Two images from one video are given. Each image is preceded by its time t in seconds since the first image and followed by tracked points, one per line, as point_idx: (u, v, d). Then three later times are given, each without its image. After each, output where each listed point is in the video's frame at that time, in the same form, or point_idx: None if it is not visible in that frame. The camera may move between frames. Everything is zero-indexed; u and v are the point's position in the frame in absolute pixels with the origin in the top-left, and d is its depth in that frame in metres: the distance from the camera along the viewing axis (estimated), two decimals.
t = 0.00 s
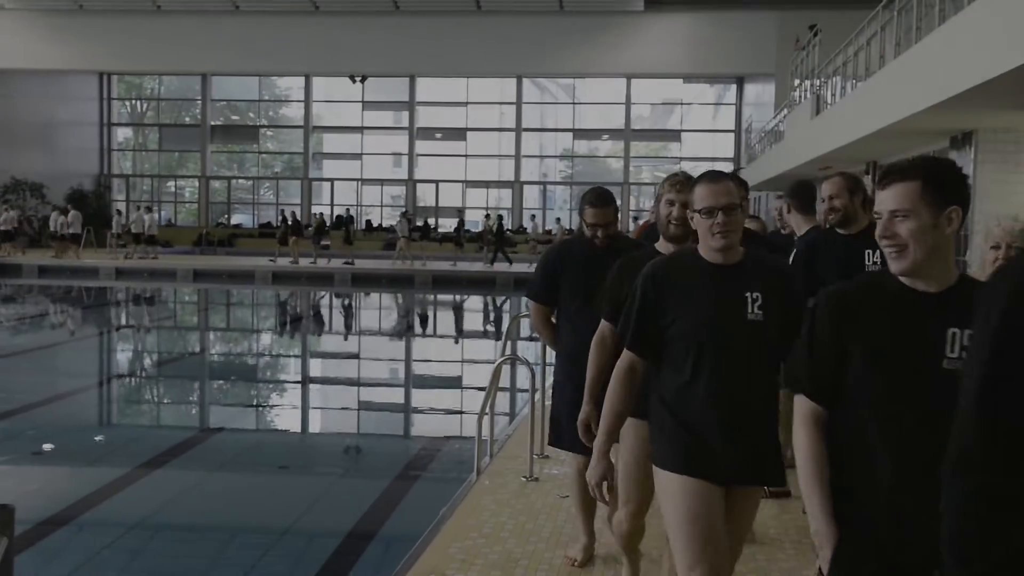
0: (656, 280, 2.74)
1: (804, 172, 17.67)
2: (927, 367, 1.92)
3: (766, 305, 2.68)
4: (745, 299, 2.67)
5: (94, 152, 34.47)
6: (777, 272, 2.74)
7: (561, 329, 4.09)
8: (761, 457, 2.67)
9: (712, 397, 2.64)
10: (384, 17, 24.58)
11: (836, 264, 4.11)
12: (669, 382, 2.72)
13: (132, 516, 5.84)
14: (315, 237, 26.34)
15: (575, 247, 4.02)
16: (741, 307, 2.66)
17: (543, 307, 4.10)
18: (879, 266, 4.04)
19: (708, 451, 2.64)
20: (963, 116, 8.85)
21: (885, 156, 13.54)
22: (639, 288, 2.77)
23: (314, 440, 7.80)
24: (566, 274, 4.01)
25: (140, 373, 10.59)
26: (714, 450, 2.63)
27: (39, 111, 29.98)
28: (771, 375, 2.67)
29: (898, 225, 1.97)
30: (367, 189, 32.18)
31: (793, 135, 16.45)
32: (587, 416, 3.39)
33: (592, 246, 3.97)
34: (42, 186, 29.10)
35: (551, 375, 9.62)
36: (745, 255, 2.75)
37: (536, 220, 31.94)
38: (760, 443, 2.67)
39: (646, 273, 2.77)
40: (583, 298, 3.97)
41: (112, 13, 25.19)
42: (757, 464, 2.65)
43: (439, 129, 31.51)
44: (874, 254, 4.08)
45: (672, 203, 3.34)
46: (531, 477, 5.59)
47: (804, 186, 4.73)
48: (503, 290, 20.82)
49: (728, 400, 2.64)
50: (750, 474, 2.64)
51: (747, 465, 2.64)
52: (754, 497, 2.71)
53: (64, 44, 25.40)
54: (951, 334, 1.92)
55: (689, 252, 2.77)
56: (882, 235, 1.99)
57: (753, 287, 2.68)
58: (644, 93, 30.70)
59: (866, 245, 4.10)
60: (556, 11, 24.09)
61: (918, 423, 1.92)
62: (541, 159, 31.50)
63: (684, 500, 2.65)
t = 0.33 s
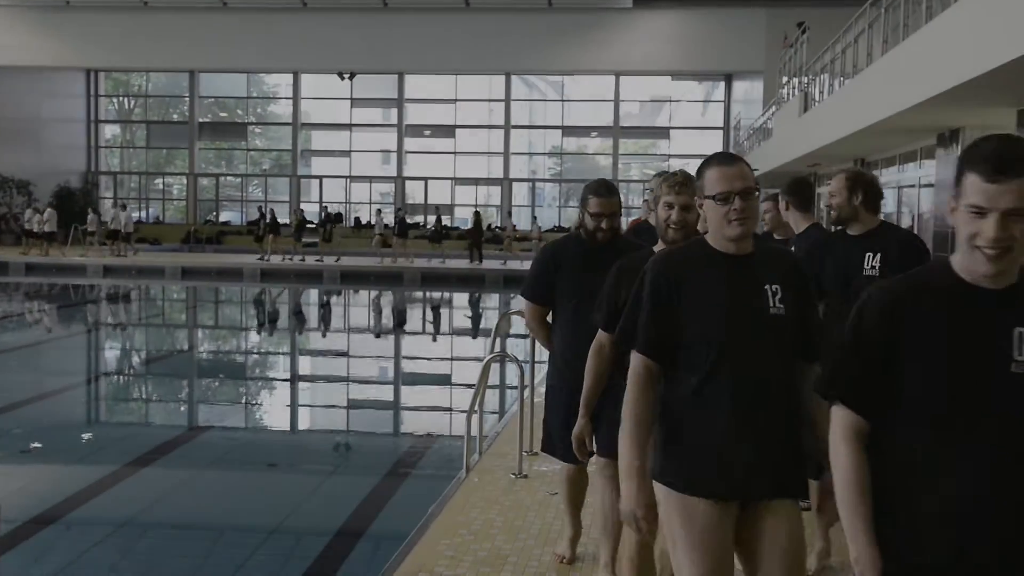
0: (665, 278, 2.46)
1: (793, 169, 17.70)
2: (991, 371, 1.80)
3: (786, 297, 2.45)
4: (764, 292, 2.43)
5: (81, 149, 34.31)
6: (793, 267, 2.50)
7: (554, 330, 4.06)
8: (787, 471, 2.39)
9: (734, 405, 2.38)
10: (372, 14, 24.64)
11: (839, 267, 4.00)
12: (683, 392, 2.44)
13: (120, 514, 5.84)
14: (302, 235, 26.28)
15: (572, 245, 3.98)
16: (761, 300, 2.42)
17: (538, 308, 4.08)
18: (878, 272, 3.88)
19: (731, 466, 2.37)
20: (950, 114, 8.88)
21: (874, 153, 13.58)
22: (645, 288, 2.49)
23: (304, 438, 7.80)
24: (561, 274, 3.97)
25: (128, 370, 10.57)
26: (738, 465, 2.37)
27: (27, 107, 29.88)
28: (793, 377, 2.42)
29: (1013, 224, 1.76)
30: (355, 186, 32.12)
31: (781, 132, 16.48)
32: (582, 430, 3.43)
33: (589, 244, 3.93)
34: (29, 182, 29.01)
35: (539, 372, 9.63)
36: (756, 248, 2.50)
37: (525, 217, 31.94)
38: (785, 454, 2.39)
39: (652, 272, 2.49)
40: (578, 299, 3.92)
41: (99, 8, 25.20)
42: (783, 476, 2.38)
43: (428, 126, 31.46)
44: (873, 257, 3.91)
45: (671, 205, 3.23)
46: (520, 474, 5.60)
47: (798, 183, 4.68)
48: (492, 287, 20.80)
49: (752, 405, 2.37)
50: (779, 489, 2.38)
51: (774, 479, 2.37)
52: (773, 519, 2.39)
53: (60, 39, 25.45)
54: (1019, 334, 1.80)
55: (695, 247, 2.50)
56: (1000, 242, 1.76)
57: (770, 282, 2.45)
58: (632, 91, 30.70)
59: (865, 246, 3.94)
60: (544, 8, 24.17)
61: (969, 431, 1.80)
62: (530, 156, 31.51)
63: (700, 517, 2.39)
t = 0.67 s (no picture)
0: (705, 273, 2.11)
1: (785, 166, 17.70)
2: None
3: (826, 313, 2.16)
4: (805, 302, 2.14)
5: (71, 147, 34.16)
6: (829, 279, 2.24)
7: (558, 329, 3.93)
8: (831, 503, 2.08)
9: (781, 427, 2.06)
10: (363, 11, 24.70)
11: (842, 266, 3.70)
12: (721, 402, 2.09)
13: (113, 514, 5.81)
14: (293, 233, 26.18)
15: (576, 242, 3.86)
16: (803, 309, 2.12)
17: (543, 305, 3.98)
18: (872, 273, 3.55)
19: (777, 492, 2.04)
20: (942, 110, 8.88)
21: (865, 151, 13.61)
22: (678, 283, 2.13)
23: (296, 436, 7.78)
24: (561, 272, 3.85)
25: (120, 369, 10.54)
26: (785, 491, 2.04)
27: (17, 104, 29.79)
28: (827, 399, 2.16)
29: None
30: (347, 184, 32.08)
31: (774, 129, 16.47)
32: (588, 447, 3.43)
33: (590, 241, 3.81)
34: (19, 179, 28.93)
35: (531, 369, 9.65)
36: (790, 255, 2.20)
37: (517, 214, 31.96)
38: (828, 484, 2.09)
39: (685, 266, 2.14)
40: (576, 298, 3.80)
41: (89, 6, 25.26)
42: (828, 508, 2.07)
43: (420, 123, 31.40)
44: (870, 256, 3.57)
45: (676, 197, 3.02)
46: (512, 471, 5.59)
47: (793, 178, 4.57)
48: (484, 285, 20.74)
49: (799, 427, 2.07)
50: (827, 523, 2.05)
51: (824, 513, 2.05)
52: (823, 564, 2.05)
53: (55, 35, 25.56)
54: None
55: (729, 247, 2.17)
56: None
57: (810, 294, 2.17)
58: (624, 88, 30.71)
59: (863, 246, 3.60)
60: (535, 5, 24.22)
61: None
62: (522, 153, 31.51)
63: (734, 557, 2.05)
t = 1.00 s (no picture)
0: (748, 280, 2.07)
1: (775, 166, 17.76)
2: None
3: (898, 316, 2.02)
4: (868, 304, 2.01)
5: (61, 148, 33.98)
6: (912, 277, 2.06)
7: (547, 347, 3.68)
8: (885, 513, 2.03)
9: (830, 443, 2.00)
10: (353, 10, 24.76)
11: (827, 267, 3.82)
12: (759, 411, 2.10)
13: (102, 513, 5.81)
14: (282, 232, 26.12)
15: (564, 251, 3.61)
16: (864, 313, 2.00)
17: (527, 320, 3.72)
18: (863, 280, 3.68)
19: (816, 507, 2.03)
20: (929, 109, 8.93)
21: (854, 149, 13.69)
22: (720, 290, 2.11)
23: (288, 435, 7.77)
24: (550, 283, 3.60)
25: (111, 368, 10.51)
26: (823, 505, 2.02)
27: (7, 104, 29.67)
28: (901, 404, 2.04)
29: None
30: (338, 183, 32.09)
31: (763, 128, 16.52)
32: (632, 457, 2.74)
33: (581, 248, 3.57)
34: (8, 179, 28.84)
35: (522, 369, 9.67)
36: (863, 247, 2.06)
37: (509, 213, 31.98)
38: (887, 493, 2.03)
39: (731, 269, 2.10)
40: (569, 311, 3.54)
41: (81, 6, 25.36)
42: (878, 520, 2.03)
43: (411, 122, 31.37)
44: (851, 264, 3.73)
45: (708, 200, 2.83)
46: (503, 470, 5.60)
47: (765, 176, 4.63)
48: (475, 284, 20.73)
49: (846, 440, 2.00)
50: (875, 533, 2.03)
51: (874, 528, 2.02)
52: None
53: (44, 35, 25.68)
54: None
55: (784, 246, 2.07)
56: None
57: (878, 293, 2.02)
58: (615, 87, 30.75)
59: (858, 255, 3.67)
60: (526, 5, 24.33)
61: None
62: (513, 153, 31.53)
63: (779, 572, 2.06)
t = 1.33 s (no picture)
0: (775, 293, 1.80)
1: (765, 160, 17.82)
2: None
3: (953, 329, 1.72)
4: (919, 320, 1.72)
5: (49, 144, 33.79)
6: (972, 289, 1.77)
7: (534, 345, 3.51)
8: (942, 545, 1.72)
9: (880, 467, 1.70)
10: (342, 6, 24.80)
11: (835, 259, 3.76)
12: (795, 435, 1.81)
13: (90, 511, 5.78)
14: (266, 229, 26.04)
15: (557, 245, 3.46)
16: (915, 329, 1.71)
17: (512, 315, 3.52)
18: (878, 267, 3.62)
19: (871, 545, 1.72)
20: (915, 105, 8.98)
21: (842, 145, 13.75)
22: (748, 307, 1.84)
23: (278, 432, 7.76)
24: (543, 279, 3.44)
25: (98, 365, 10.47)
26: (873, 542, 1.72)
27: None
28: (963, 427, 1.73)
29: None
30: (328, 180, 32.02)
31: (752, 123, 16.57)
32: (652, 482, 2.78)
33: (579, 242, 3.43)
34: None
35: (512, 365, 9.66)
36: (908, 255, 1.78)
37: (498, 209, 31.96)
38: (956, 526, 1.73)
39: (759, 285, 1.83)
40: (563, 309, 3.40)
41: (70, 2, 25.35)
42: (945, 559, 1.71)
43: (401, 118, 31.34)
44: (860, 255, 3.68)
45: (746, 188, 2.76)
46: (492, 465, 5.61)
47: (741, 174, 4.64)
48: (465, 280, 20.73)
49: (901, 465, 1.70)
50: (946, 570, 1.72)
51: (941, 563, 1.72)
52: None
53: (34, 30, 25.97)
54: None
55: (815, 257, 1.80)
56: None
57: (930, 306, 1.73)
58: (605, 82, 30.76)
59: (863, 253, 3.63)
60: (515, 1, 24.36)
61: None
62: (503, 148, 31.52)
63: None
